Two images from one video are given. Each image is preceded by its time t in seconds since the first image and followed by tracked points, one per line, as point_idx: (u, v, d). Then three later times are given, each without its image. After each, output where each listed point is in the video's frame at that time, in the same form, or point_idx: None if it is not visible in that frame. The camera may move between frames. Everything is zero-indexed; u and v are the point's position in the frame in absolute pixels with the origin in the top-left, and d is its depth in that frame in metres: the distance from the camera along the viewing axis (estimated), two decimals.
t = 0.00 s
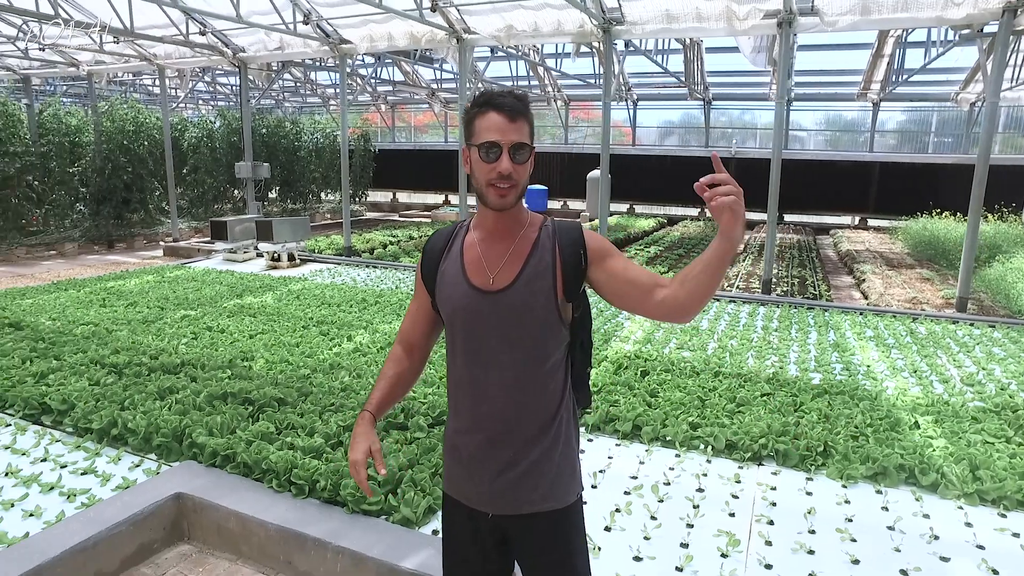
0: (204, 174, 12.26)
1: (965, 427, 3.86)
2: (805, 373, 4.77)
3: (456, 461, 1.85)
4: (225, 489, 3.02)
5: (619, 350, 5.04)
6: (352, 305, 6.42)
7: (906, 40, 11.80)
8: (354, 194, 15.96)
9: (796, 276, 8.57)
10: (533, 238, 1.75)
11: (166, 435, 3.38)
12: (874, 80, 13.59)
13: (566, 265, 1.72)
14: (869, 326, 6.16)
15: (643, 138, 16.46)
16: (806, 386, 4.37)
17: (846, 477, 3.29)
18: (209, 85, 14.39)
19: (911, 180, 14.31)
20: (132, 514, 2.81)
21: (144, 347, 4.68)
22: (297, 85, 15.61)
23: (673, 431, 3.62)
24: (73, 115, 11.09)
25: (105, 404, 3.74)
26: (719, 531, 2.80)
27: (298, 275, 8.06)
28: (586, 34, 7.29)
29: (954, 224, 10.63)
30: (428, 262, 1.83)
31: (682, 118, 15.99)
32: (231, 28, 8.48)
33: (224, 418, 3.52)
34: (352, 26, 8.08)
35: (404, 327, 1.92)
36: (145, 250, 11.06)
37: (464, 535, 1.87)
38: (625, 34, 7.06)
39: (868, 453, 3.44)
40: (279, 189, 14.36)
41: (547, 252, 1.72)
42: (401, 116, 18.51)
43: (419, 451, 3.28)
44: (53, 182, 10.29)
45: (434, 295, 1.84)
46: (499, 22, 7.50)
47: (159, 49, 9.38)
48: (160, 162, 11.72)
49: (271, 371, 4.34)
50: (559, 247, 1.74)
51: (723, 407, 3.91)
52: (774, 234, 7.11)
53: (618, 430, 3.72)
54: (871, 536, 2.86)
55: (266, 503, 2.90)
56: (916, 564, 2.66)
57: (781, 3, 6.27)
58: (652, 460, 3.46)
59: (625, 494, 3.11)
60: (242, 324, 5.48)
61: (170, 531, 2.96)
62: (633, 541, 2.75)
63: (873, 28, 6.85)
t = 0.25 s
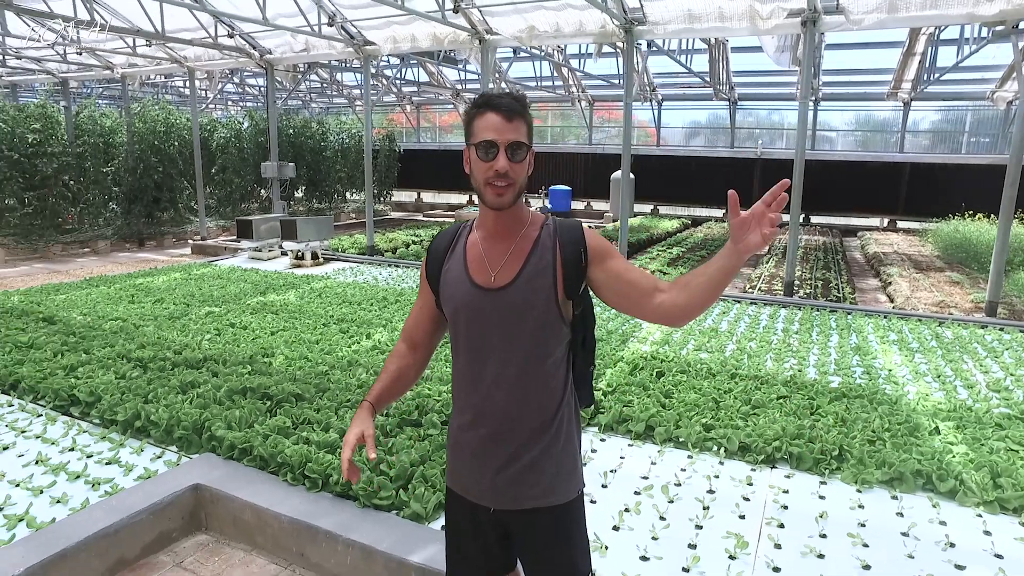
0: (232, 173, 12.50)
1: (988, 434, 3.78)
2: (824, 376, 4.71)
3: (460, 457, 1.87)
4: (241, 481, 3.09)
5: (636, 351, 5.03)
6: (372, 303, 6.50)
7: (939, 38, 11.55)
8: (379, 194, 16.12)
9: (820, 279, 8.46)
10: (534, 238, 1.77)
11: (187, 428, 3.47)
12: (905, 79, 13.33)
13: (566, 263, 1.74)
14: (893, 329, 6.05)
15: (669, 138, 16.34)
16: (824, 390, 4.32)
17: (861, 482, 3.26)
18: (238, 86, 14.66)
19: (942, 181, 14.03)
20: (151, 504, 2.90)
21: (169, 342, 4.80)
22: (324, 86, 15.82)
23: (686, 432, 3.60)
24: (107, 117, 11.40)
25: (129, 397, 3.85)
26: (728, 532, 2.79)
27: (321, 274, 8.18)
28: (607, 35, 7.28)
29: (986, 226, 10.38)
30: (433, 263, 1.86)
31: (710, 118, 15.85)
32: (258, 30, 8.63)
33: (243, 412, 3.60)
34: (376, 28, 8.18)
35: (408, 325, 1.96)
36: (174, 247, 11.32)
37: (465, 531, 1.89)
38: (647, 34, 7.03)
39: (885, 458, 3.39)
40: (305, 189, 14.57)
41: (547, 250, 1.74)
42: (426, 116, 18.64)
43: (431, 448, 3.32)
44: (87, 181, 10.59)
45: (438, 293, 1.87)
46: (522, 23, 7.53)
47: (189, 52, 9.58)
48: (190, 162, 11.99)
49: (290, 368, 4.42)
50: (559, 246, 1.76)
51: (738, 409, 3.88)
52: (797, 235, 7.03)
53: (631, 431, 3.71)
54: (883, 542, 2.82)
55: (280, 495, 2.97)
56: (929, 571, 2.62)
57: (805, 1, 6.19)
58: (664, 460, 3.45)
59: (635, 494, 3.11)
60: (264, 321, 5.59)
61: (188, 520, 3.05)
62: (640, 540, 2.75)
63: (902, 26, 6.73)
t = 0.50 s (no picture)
0: (255, 173, 12.68)
1: (1008, 441, 3.69)
2: (841, 380, 4.65)
3: (460, 456, 1.80)
4: (251, 477, 3.14)
5: (650, 352, 5.00)
6: (389, 302, 6.55)
7: (970, 36, 11.31)
8: (400, 194, 16.23)
9: (842, 281, 8.33)
10: (535, 238, 1.71)
11: (201, 423, 3.53)
12: (934, 78, 13.07)
13: (568, 263, 1.68)
14: (916, 333, 5.94)
15: (692, 138, 16.20)
16: (840, 394, 4.26)
17: (874, 488, 3.21)
18: (263, 87, 14.86)
19: (972, 182, 13.80)
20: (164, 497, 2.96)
21: (188, 339, 4.89)
22: (347, 87, 15.97)
23: (697, 435, 3.58)
24: (135, 118, 11.63)
25: (147, 392, 3.93)
26: (734, 537, 2.77)
27: (340, 273, 8.26)
28: (627, 35, 7.25)
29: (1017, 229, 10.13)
30: (431, 261, 1.79)
31: (735, 118, 15.63)
32: (281, 32, 8.75)
33: (256, 409, 3.65)
34: (397, 29, 8.25)
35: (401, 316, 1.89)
36: (199, 246, 11.53)
37: (468, 527, 1.82)
38: (666, 34, 6.99)
39: (899, 464, 3.33)
40: (328, 188, 14.73)
41: (549, 251, 1.67)
42: (448, 117, 18.72)
43: (439, 447, 3.34)
44: (115, 180, 10.82)
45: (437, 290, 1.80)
46: (541, 23, 7.52)
47: (214, 54, 9.74)
48: (215, 162, 12.20)
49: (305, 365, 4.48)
50: (560, 247, 1.69)
51: (751, 412, 3.84)
52: (818, 237, 6.94)
53: (642, 432, 3.70)
54: (894, 549, 2.77)
55: (289, 491, 3.01)
56: None
57: None
58: (674, 463, 3.42)
59: (643, 496, 3.09)
60: (282, 319, 5.67)
61: (200, 514, 3.11)
62: (645, 543, 2.73)
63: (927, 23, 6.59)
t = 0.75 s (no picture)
0: (280, 173, 12.85)
1: None
2: (860, 386, 4.56)
3: (460, 462, 1.74)
4: (260, 474, 3.18)
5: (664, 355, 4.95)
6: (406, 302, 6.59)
7: (1005, 33, 10.99)
8: (423, 194, 16.31)
9: (867, 285, 8.16)
10: (541, 244, 1.67)
11: (214, 421, 3.59)
12: (967, 77, 12.72)
13: (575, 270, 1.65)
14: (941, 339, 5.80)
15: (717, 138, 16.03)
16: (857, 400, 4.18)
17: (888, 498, 3.13)
18: (289, 88, 15.06)
19: (1005, 185, 13.45)
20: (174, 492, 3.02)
21: (206, 337, 4.97)
22: (371, 88, 16.10)
23: (707, 440, 3.53)
24: (163, 120, 11.88)
25: (164, 389, 4.00)
26: (740, 545, 2.73)
27: (360, 272, 8.34)
28: (646, 35, 7.20)
29: None
30: (433, 261, 1.74)
31: (766, 118, 15.36)
32: (304, 34, 8.85)
33: (268, 407, 3.70)
34: (417, 30, 8.30)
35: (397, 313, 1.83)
36: (224, 245, 11.72)
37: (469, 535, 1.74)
38: (687, 34, 6.93)
39: (915, 474, 3.25)
40: (351, 188, 14.86)
41: (556, 257, 1.64)
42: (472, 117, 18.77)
43: (446, 447, 3.35)
44: (143, 180, 11.04)
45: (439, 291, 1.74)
46: (560, 24, 7.50)
47: (239, 56, 9.88)
48: (241, 162, 12.39)
49: (318, 364, 4.53)
50: (566, 253, 1.66)
51: (763, 418, 3.78)
52: (841, 239, 6.82)
53: (651, 437, 3.66)
54: (906, 562, 2.71)
55: (296, 488, 3.04)
56: None
57: None
58: (682, 468, 3.38)
59: (649, 501, 3.06)
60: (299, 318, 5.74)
61: (210, 510, 3.16)
62: (649, 549, 2.70)
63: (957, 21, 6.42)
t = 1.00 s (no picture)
0: (310, 173, 13.05)
1: None
2: (885, 393, 4.44)
3: (464, 469, 1.69)
4: (274, 469, 3.24)
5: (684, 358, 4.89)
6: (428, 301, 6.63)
7: None
8: (451, 194, 16.39)
9: (900, 289, 7.95)
10: (555, 249, 1.62)
11: (232, 416, 3.66)
12: (1011, 75, 12.31)
13: (588, 278, 1.61)
14: (974, 346, 5.61)
15: (748, 138, 15.80)
16: (881, 408, 4.08)
17: (908, 510, 3.04)
18: (321, 89, 15.29)
19: None
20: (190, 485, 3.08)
21: (230, 334, 5.07)
22: (401, 88, 16.24)
23: (722, 445, 3.48)
24: (198, 121, 12.17)
25: (186, 383, 4.09)
26: (749, 552, 2.68)
27: (384, 272, 8.42)
28: (672, 34, 7.13)
29: None
30: (441, 264, 1.68)
31: (799, 119, 15.15)
32: (332, 36, 8.98)
33: (284, 404, 3.76)
34: (443, 31, 8.35)
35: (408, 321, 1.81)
36: (254, 243, 11.95)
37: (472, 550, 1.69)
38: (713, 33, 6.84)
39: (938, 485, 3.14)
40: (380, 188, 15.01)
41: (569, 263, 1.60)
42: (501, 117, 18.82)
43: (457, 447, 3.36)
44: (177, 180, 11.33)
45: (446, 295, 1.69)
46: (586, 24, 7.47)
47: (270, 57, 10.06)
48: (271, 162, 12.61)
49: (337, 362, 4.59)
50: (578, 259, 1.61)
51: (781, 423, 3.72)
52: (871, 242, 6.66)
53: (665, 440, 3.62)
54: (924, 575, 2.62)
55: (307, 484, 3.09)
56: None
57: None
58: (695, 473, 3.34)
59: (659, 506, 3.03)
60: (322, 317, 5.82)
61: (225, 503, 3.22)
62: (656, 554, 2.67)
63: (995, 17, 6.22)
